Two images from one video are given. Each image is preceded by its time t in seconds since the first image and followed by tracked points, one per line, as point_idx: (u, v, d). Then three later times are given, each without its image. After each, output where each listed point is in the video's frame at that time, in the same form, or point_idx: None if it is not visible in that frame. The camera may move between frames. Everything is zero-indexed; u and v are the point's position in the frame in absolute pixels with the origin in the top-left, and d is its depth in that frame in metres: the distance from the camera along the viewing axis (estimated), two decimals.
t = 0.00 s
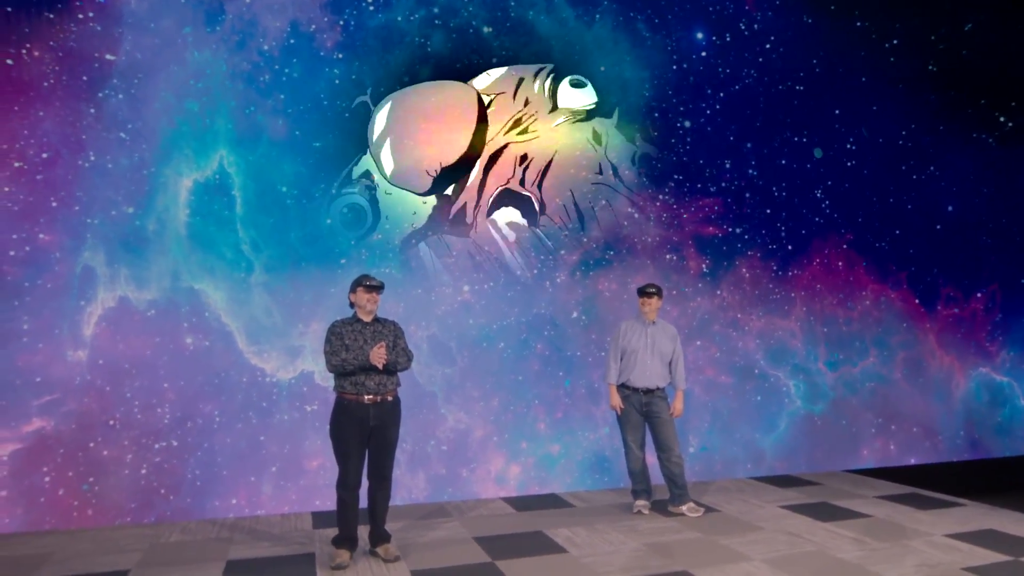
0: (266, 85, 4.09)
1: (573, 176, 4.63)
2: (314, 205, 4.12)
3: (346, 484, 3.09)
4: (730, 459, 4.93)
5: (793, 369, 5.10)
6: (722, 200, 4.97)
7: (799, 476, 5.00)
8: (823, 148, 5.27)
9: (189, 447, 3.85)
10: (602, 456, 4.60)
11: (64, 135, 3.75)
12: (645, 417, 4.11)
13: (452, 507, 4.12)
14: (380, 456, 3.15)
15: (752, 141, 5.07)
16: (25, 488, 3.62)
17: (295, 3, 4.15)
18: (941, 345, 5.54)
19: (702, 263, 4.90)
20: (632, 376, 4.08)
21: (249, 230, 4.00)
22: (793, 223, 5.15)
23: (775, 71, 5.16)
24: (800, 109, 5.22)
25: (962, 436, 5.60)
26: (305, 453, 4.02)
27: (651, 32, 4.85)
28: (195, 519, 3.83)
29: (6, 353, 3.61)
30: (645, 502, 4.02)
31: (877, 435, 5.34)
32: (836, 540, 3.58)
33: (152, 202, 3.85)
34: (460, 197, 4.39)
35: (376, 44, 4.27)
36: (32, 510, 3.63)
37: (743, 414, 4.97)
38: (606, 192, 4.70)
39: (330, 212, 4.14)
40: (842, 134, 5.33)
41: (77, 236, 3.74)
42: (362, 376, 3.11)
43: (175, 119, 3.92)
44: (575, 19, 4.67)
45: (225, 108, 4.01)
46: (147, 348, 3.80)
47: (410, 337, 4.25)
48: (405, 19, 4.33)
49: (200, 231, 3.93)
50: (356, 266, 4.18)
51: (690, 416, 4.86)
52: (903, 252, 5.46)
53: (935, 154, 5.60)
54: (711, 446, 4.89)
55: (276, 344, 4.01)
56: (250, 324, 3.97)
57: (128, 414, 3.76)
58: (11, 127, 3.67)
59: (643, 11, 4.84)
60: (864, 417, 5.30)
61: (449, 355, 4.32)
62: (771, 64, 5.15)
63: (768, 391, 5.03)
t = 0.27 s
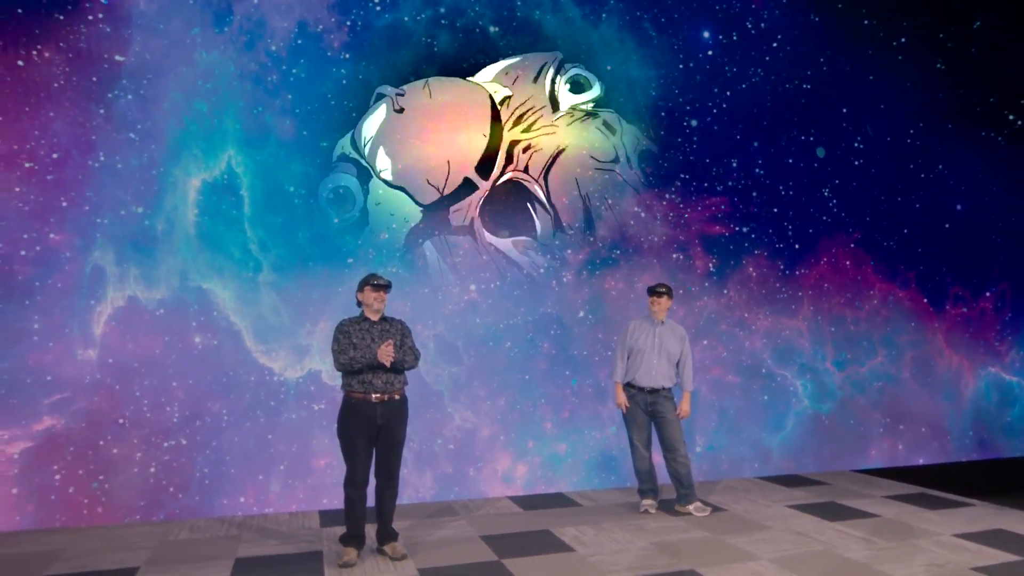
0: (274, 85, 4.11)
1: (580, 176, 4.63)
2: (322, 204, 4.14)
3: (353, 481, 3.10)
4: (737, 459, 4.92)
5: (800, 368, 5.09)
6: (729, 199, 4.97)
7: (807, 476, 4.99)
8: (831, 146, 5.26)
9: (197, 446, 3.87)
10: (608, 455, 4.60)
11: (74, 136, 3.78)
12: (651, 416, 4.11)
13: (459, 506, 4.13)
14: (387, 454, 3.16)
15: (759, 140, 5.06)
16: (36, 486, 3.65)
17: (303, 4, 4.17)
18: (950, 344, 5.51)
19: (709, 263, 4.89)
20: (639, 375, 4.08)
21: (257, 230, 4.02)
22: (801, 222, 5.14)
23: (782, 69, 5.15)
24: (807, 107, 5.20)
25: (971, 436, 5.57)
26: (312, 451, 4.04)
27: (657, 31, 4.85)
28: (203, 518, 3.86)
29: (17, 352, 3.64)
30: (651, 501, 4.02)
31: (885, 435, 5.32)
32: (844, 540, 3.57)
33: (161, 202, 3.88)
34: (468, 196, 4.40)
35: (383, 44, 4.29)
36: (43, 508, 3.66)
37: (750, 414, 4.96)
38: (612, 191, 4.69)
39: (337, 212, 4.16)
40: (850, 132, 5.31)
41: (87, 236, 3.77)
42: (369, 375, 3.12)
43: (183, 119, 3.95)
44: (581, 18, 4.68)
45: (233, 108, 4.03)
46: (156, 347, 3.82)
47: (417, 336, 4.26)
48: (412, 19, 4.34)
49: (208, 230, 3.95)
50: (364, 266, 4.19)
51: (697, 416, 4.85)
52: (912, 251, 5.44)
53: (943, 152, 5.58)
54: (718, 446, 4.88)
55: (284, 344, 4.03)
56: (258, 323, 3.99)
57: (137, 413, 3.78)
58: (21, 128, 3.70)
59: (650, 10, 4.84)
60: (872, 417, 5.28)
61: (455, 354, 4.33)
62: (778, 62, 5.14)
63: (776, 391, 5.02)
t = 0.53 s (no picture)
0: (279, 87, 4.12)
1: (584, 177, 4.63)
2: (327, 206, 4.15)
3: (357, 482, 3.10)
4: (742, 460, 4.92)
5: (805, 370, 5.08)
6: (733, 200, 4.96)
7: (812, 478, 4.98)
8: (836, 147, 5.25)
9: (203, 447, 3.88)
10: (613, 457, 4.60)
11: (81, 138, 3.80)
12: (656, 418, 4.11)
13: (463, 507, 4.14)
14: (392, 455, 3.17)
15: (763, 141, 5.06)
16: (42, 486, 3.66)
17: (308, 6, 4.19)
18: (956, 346, 5.49)
19: (713, 264, 4.89)
20: (645, 377, 4.07)
21: (262, 231, 4.03)
22: (805, 224, 5.13)
23: (787, 71, 5.14)
24: (812, 109, 5.20)
25: (978, 438, 5.55)
26: (317, 452, 4.05)
27: (661, 32, 4.85)
28: (209, 518, 3.87)
29: (24, 353, 3.66)
30: (656, 502, 4.01)
31: (891, 436, 5.31)
32: (850, 542, 3.56)
33: (167, 204, 3.90)
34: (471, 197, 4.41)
35: (388, 46, 4.30)
36: (49, 508, 3.67)
37: (754, 415, 4.95)
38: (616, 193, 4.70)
39: (343, 213, 4.17)
40: (855, 134, 5.30)
41: (94, 237, 3.79)
42: (374, 375, 3.12)
43: (189, 122, 3.97)
44: (585, 20, 4.68)
45: (239, 110, 4.05)
46: (162, 348, 3.84)
47: (422, 337, 4.27)
48: (417, 21, 4.35)
49: (214, 232, 3.96)
50: (368, 267, 4.20)
51: (701, 417, 4.84)
52: (917, 252, 5.42)
53: (949, 154, 5.56)
54: (723, 447, 4.88)
55: (289, 345, 4.04)
56: (263, 324, 4.00)
57: (144, 414, 3.80)
58: (29, 130, 3.72)
59: (654, 12, 4.84)
60: (877, 418, 5.27)
61: (460, 356, 4.34)
62: (783, 63, 5.13)
63: (781, 392, 5.01)
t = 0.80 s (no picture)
0: (283, 90, 4.14)
1: (587, 179, 4.63)
2: (331, 208, 4.16)
3: (360, 483, 3.10)
4: (746, 463, 4.91)
5: (809, 372, 5.07)
6: (737, 202, 4.96)
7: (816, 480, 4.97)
8: (839, 149, 5.24)
9: (207, 448, 3.89)
10: (616, 459, 4.60)
11: (87, 141, 3.81)
12: (662, 421, 4.10)
13: (467, 509, 4.14)
14: (395, 457, 3.17)
15: (767, 143, 5.06)
16: (47, 487, 3.67)
17: (312, 9, 4.20)
18: (961, 348, 5.48)
19: (717, 266, 4.89)
20: (650, 379, 4.07)
21: (266, 234, 4.05)
22: (809, 225, 5.12)
23: (790, 72, 5.14)
24: (816, 110, 5.20)
25: (983, 441, 5.53)
26: (321, 454, 4.06)
27: (665, 34, 4.85)
28: (213, 520, 3.87)
29: (29, 354, 3.67)
30: (660, 505, 4.00)
31: (895, 439, 5.29)
32: (854, 544, 3.55)
33: (172, 206, 3.91)
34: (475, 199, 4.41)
35: (391, 49, 4.31)
36: (54, 509, 3.68)
37: (758, 418, 4.94)
38: (620, 195, 4.70)
39: (346, 215, 4.18)
40: (859, 135, 5.29)
41: (99, 239, 3.80)
42: (378, 377, 3.13)
43: (194, 124, 3.98)
44: (588, 22, 4.69)
45: (243, 113, 4.06)
46: (166, 350, 3.85)
47: (425, 339, 4.27)
48: (420, 24, 4.36)
49: (218, 234, 3.98)
50: (372, 269, 4.21)
51: (705, 419, 4.84)
52: (922, 254, 5.41)
53: (953, 155, 5.55)
54: (727, 449, 4.87)
55: (293, 347, 4.05)
56: (267, 326, 4.01)
57: (148, 415, 3.81)
58: (34, 133, 3.74)
59: (657, 14, 4.84)
60: (882, 421, 5.25)
61: (463, 358, 4.34)
62: (787, 65, 5.13)
63: (784, 395, 5.00)
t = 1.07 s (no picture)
0: (285, 91, 4.14)
1: (588, 181, 4.64)
2: (332, 209, 4.17)
3: (362, 485, 3.10)
4: (748, 464, 4.90)
5: (810, 373, 5.06)
6: (738, 203, 4.96)
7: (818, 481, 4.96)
8: (841, 150, 5.24)
9: (208, 450, 3.89)
10: (617, 460, 4.59)
11: (89, 143, 3.82)
12: (665, 422, 4.09)
13: (468, 511, 4.13)
14: (396, 459, 3.17)
15: (768, 144, 5.06)
16: (48, 489, 3.67)
17: (314, 11, 4.21)
18: (963, 349, 5.47)
19: (719, 267, 4.88)
20: (652, 380, 4.06)
21: (268, 235, 4.05)
22: (810, 226, 5.12)
23: (792, 73, 5.14)
24: (817, 111, 5.19)
25: (985, 442, 5.52)
26: (322, 455, 4.06)
27: (666, 35, 4.85)
28: (214, 521, 3.87)
29: (30, 356, 3.67)
30: (662, 507, 3.99)
31: (897, 440, 5.28)
32: (857, 546, 3.55)
33: (174, 207, 3.92)
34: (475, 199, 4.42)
35: (392, 50, 4.31)
36: (55, 511, 3.68)
37: (760, 419, 4.93)
38: (621, 197, 4.70)
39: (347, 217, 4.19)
40: (860, 136, 5.29)
41: (100, 241, 3.80)
42: (379, 379, 3.13)
43: (196, 126, 3.99)
44: (589, 24, 4.69)
45: (244, 115, 4.06)
46: (168, 352, 3.85)
47: (426, 340, 4.27)
48: (422, 26, 4.37)
49: (220, 235, 3.98)
50: (373, 270, 4.21)
51: (706, 421, 4.83)
52: (923, 255, 5.41)
53: (954, 156, 5.54)
54: (728, 451, 4.86)
55: (294, 348, 4.05)
56: (269, 327, 4.01)
57: (149, 417, 3.81)
58: (36, 134, 3.74)
59: (658, 15, 4.84)
60: (884, 422, 5.24)
61: (464, 359, 4.34)
62: (788, 66, 5.13)
63: (786, 396, 4.99)
